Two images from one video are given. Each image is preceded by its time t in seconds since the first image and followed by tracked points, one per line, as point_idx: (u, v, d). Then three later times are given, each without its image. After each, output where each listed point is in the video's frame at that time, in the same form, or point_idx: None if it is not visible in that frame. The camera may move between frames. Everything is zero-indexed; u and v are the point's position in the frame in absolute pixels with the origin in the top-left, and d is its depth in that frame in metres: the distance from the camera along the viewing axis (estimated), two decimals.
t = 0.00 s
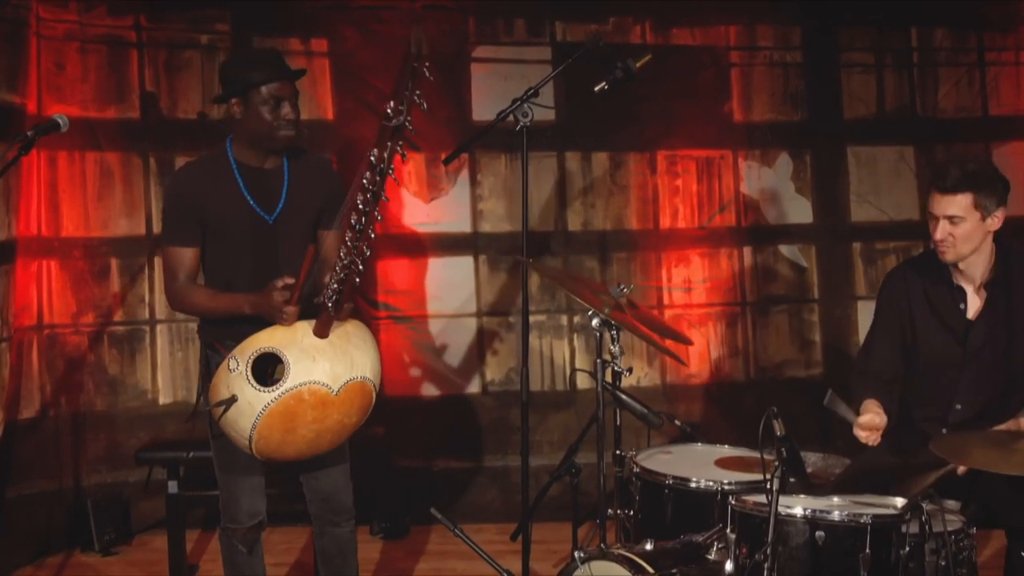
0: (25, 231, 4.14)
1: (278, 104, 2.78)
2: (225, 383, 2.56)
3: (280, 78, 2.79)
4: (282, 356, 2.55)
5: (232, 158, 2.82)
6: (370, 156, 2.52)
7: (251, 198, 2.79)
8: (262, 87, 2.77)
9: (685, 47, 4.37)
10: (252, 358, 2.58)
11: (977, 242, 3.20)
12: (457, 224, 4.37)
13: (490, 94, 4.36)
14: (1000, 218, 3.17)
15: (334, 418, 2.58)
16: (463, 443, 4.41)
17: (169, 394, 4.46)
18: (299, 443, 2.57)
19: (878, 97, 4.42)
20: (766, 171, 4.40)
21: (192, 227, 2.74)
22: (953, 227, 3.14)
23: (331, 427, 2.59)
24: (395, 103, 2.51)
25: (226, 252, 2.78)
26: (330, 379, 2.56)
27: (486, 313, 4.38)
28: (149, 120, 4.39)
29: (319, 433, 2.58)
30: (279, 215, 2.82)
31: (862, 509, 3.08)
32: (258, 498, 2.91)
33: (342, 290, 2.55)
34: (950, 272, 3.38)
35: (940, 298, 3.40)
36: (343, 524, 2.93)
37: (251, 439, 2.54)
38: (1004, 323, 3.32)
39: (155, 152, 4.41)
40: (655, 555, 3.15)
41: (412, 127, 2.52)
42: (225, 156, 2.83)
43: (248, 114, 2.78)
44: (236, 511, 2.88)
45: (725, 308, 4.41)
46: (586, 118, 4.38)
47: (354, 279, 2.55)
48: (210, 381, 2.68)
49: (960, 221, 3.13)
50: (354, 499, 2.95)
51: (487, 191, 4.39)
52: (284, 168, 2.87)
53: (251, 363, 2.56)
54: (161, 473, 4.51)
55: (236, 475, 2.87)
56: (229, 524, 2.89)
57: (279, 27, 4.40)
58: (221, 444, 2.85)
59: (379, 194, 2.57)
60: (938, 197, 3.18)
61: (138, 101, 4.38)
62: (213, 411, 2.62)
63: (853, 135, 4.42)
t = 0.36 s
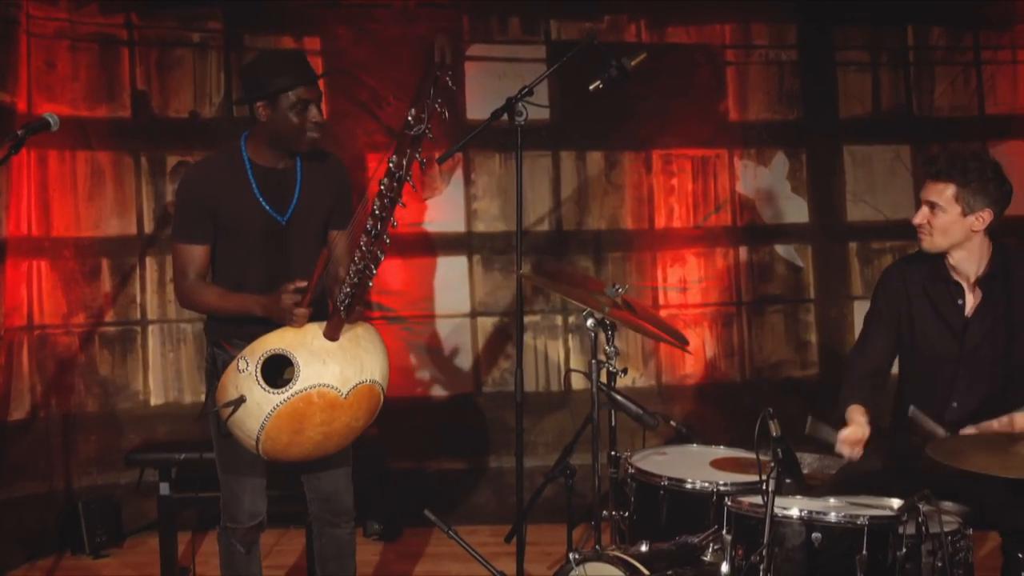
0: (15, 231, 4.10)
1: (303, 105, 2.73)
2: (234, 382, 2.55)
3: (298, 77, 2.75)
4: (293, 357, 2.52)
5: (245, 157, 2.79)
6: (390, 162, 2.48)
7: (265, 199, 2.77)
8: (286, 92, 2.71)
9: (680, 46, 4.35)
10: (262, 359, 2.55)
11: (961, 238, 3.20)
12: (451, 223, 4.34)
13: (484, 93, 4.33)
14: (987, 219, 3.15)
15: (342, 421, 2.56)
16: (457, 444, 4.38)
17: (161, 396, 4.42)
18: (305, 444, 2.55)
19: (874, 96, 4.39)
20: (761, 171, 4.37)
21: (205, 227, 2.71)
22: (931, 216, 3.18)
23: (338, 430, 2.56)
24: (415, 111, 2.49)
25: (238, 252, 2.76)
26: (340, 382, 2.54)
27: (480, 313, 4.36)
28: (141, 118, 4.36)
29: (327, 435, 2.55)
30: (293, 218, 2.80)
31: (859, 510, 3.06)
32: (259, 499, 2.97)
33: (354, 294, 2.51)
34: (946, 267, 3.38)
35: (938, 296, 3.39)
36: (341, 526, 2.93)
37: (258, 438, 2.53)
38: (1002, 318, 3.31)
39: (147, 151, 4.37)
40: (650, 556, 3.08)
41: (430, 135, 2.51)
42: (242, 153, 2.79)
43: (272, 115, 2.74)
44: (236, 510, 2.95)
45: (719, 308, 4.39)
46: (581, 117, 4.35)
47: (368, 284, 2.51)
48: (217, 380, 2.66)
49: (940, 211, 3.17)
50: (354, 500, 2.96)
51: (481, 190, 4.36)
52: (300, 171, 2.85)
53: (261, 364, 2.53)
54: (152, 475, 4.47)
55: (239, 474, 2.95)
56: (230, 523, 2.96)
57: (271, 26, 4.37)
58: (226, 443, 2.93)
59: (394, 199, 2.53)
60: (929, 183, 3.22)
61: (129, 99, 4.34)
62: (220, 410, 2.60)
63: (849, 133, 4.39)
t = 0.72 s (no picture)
0: (4, 230, 4.06)
1: (285, 118, 2.72)
2: (226, 379, 2.54)
3: (287, 86, 2.73)
4: (285, 351, 2.52)
5: (240, 156, 2.79)
6: (377, 150, 2.63)
7: (260, 198, 2.77)
8: (271, 105, 2.70)
9: (675, 45, 4.32)
10: (254, 354, 2.55)
11: (946, 224, 3.25)
12: (443, 223, 4.31)
13: (477, 92, 4.31)
14: (971, 204, 3.20)
15: (335, 414, 2.55)
16: (451, 445, 4.36)
17: (151, 397, 4.39)
18: (299, 439, 2.54)
19: (869, 95, 4.37)
20: (756, 170, 4.35)
21: (200, 224, 2.71)
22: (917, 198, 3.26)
23: (331, 423, 2.56)
24: (402, 101, 2.72)
25: (234, 250, 2.76)
26: (332, 375, 2.53)
27: (474, 313, 4.34)
28: (132, 117, 4.32)
29: (320, 429, 2.54)
30: (290, 215, 2.83)
31: (854, 510, 3.04)
32: (252, 500, 3.00)
33: (346, 284, 2.57)
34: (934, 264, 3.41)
35: (922, 292, 3.44)
36: (334, 526, 2.91)
37: (252, 435, 2.52)
38: (1004, 315, 3.30)
39: (138, 150, 4.34)
40: (644, 558, 3.06)
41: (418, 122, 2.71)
42: (237, 151, 2.79)
43: (257, 123, 2.73)
44: (229, 511, 2.96)
45: (714, 307, 4.36)
46: (575, 115, 4.33)
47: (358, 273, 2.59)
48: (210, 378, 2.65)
49: (925, 194, 3.24)
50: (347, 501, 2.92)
51: (474, 189, 4.33)
52: (295, 168, 2.86)
53: (254, 358, 2.53)
54: (143, 476, 4.43)
55: (232, 474, 2.96)
56: (223, 525, 2.97)
57: (263, 24, 4.34)
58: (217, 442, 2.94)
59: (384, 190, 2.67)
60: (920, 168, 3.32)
61: (120, 98, 4.31)
62: (213, 407, 2.60)
63: (844, 132, 4.37)
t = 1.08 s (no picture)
0: None
1: (238, 104, 2.90)
2: (207, 364, 2.57)
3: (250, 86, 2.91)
4: (263, 332, 2.55)
5: (212, 159, 2.94)
6: (337, 115, 2.60)
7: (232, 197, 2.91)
8: (231, 86, 2.90)
9: (669, 43, 4.30)
10: (233, 337, 2.59)
11: (946, 224, 3.24)
12: (436, 223, 4.29)
13: (470, 91, 4.28)
14: (971, 203, 3.19)
15: (318, 393, 2.57)
16: (443, 446, 4.33)
17: (142, 398, 4.35)
18: (284, 422, 2.55)
19: (864, 95, 4.35)
20: (750, 169, 4.33)
21: (174, 225, 2.83)
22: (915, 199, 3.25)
23: (315, 404, 2.58)
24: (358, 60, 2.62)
25: (209, 249, 2.88)
26: (312, 353, 2.56)
27: (467, 313, 4.31)
28: (122, 116, 4.29)
29: (304, 410, 2.56)
30: (260, 213, 2.93)
31: (848, 511, 3.01)
32: (243, 503, 3.00)
33: (318, 260, 2.56)
34: (931, 260, 3.40)
35: (922, 289, 3.42)
36: (328, 528, 2.90)
37: (236, 419, 2.54)
38: (994, 317, 3.31)
39: (128, 150, 4.31)
40: (638, 560, 3.01)
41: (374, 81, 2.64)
42: (206, 157, 2.94)
43: (216, 112, 2.93)
44: (221, 515, 2.95)
45: (708, 308, 4.34)
46: (567, 114, 4.31)
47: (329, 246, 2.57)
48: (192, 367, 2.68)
49: (924, 195, 3.24)
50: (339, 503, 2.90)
51: (467, 189, 4.31)
52: (264, 167, 2.99)
53: (232, 341, 2.56)
54: (133, 479, 4.39)
55: (225, 474, 2.94)
56: (213, 528, 2.95)
57: (254, 23, 4.31)
58: (208, 440, 2.91)
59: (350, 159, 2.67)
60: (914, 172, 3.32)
61: (110, 96, 4.27)
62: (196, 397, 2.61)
63: (839, 131, 4.35)
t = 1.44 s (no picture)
0: None
1: (224, 112, 2.89)
2: (188, 359, 2.57)
3: (239, 88, 2.90)
4: (243, 324, 2.56)
5: (197, 161, 2.95)
6: (312, 101, 2.62)
7: (215, 197, 2.91)
8: (218, 96, 2.88)
9: (662, 42, 4.27)
10: (213, 331, 2.58)
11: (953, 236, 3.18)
12: (427, 223, 4.26)
13: (461, 90, 4.25)
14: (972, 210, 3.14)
15: (299, 387, 2.57)
16: (435, 447, 4.30)
17: (131, 398, 4.33)
18: (265, 416, 2.55)
19: (857, 94, 4.34)
20: (743, 168, 4.31)
21: (156, 224, 2.83)
22: (924, 226, 3.13)
23: (297, 398, 2.57)
24: (329, 43, 2.61)
25: (189, 248, 2.88)
26: (293, 345, 2.56)
27: (457, 313, 4.28)
28: (111, 115, 4.25)
29: (285, 403, 2.55)
30: (241, 214, 2.93)
31: (842, 512, 3.00)
32: (229, 505, 2.97)
33: (296, 250, 2.61)
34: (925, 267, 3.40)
35: (916, 295, 3.42)
36: (314, 533, 2.91)
37: (216, 413, 2.52)
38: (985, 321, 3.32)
39: (116, 149, 4.27)
40: (631, 561, 2.97)
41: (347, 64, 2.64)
42: (191, 158, 2.95)
43: (201, 117, 2.91)
44: (207, 517, 2.91)
45: (701, 307, 4.31)
46: (559, 114, 4.28)
47: (308, 237, 2.63)
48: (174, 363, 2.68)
49: (931, 220, 3.12)
50: (324, 507, 2.92)
51: (459, 188, 4.28)
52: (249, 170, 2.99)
53: (212, 334, 2.56)
54: (122, 480, 4.36)
55: (212, 476, 2.91)
56: (200, 531, 2.92)
57: (244, 21, 4.28)
58: (194, 440, 2.89)
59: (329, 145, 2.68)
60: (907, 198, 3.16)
61: (98, 95, 4.24)
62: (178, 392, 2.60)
63: (831, 131, 4.34)
